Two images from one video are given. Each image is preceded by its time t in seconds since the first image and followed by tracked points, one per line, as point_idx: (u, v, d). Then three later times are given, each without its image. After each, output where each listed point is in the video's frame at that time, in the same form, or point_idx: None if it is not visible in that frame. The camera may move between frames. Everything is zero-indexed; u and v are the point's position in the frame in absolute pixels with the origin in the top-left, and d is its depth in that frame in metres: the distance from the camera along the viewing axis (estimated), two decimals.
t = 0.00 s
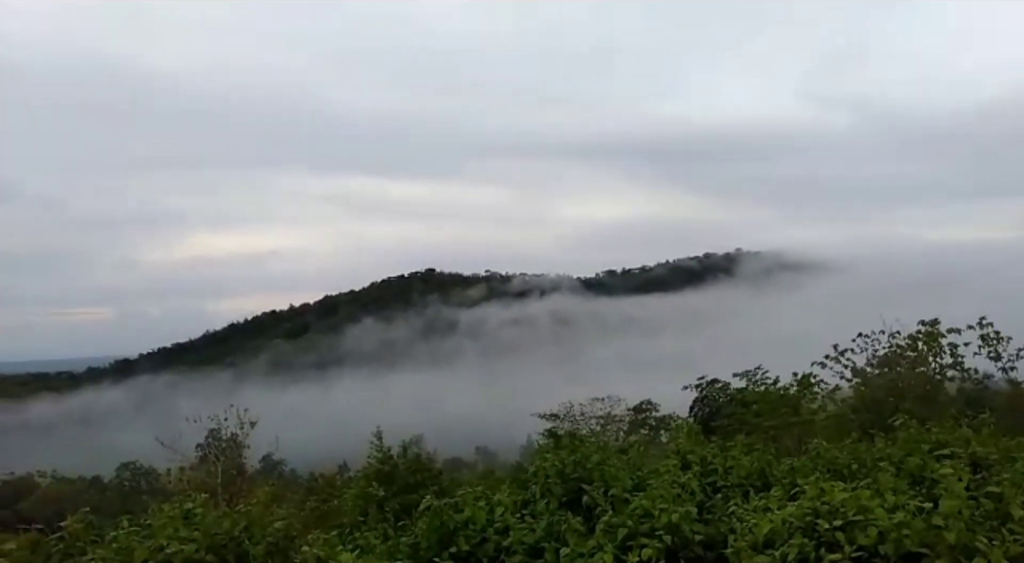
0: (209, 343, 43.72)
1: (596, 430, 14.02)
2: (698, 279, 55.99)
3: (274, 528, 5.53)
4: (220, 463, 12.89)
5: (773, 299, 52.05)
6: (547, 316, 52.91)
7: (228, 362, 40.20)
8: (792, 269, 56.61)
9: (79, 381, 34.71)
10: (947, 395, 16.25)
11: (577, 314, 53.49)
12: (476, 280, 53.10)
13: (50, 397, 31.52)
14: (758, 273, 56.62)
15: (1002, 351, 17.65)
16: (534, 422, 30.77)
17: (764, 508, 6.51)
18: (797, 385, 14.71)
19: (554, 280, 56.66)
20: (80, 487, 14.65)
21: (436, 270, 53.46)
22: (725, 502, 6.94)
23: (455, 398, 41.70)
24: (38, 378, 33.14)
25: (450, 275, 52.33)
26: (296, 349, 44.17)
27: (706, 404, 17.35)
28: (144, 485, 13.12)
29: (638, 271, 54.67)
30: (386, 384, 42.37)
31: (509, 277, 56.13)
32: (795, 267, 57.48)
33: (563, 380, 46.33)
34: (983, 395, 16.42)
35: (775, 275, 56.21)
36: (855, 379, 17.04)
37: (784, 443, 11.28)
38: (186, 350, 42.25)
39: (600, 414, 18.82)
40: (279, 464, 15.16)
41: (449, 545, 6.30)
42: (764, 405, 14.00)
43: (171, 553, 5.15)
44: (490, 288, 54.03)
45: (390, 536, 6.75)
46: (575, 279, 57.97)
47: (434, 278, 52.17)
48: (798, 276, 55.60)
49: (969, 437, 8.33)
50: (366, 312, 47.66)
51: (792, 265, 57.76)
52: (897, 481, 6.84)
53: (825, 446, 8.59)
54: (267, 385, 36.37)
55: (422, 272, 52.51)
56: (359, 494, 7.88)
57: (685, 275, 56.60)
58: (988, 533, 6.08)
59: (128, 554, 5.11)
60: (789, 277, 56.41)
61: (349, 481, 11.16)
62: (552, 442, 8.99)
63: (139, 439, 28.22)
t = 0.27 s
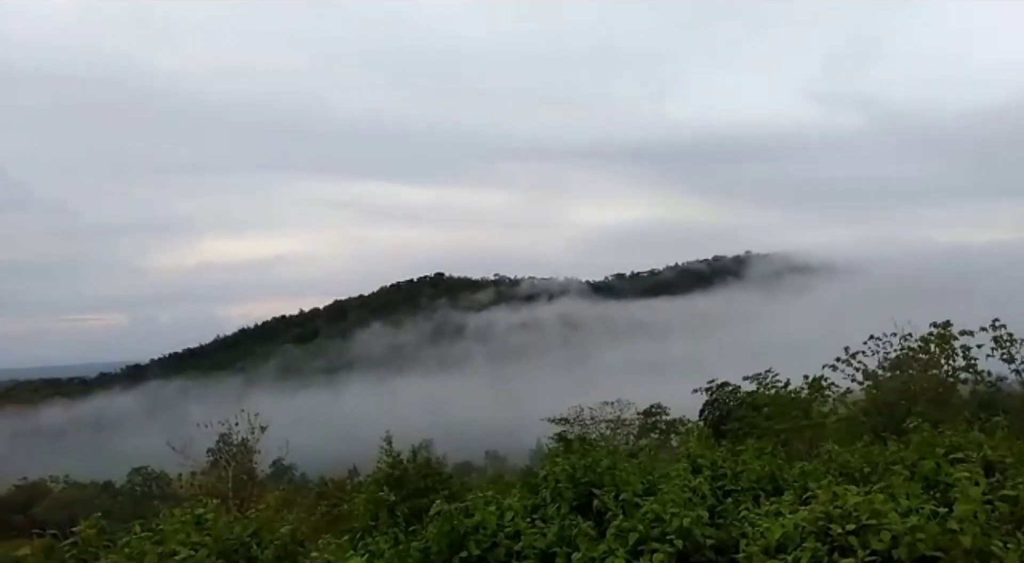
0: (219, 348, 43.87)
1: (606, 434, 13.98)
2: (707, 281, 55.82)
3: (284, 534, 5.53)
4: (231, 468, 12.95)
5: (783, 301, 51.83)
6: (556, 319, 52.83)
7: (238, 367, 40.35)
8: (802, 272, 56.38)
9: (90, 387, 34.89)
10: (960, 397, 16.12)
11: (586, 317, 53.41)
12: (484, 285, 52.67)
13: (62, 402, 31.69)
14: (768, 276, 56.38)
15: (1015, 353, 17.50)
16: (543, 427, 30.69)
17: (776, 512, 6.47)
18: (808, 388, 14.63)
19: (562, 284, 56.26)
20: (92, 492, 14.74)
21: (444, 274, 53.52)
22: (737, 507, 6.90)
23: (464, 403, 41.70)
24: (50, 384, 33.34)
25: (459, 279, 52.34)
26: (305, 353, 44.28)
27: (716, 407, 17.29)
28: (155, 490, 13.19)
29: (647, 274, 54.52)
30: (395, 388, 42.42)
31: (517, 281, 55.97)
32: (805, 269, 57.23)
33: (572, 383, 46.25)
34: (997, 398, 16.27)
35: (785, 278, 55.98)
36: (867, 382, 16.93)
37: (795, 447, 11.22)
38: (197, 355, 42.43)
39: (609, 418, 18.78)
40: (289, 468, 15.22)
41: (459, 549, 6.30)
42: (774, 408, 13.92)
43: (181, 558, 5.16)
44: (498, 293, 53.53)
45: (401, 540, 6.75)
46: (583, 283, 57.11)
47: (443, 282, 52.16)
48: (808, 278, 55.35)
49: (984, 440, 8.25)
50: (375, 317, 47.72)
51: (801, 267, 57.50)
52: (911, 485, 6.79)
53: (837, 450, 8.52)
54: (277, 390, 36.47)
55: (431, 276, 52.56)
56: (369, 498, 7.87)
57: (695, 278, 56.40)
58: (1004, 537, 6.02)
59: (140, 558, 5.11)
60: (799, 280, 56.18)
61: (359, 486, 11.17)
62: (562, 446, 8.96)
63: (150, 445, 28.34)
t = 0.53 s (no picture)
0: (234, 347, 44.18)
1: (619, 434, 13.95)
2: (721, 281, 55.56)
3: (302, 531, 5.58)
4: (246, 467, 13.02)
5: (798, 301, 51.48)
6: (569, 319, 52.76)
7: (253, 366, 40.62)
8: (817, 271, 56.01)
9: (108, 386, 35.26)
10: (979, 398, 15.95)
11: (599, 317, 53.33)
12: (498, 284, 52.78)
13: (80, 401, 32.05)
14: (783, 275, 56.02)
15: None
16: (557, 426, 30.66)
17: (792, 513, 6.44)
18: (824, 389, 14.52)
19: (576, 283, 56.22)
20: (109, 490, 14.87)
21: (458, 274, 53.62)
22: (752, 507, 6.87)
23: (477, 402, 41.78)
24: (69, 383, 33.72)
25: (472, 279, 52.40)
26: (320, 353, 44.50)
27: (730, 408, 17.21)
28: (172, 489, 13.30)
29: (661, 274, 54.32)
30: (408, 387, 42.55)
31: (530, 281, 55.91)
32: (821, 268, 56.81)
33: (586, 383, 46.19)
34: (1017, 399, 16.08)
35: (800, 277, 55.61)
36: (884, 382, 16.79)
37: (811, 448, 11.16)
38: (212, 355, 42.74)
39: (623, 418, 18.73)
40: (304, 467, 15.30)
41: (474, 548, 6.31)
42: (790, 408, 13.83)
43: (200, 555, 5.21)
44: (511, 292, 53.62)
45: (416, 539, 6.78)
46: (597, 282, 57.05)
47: (456, 282, 52.22)
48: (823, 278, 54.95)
49: (1003, 441, 8.16)
50: (388, 317, 47.87)
51: (817, 267, 57.10)
52: (929, 486, 6.74)
53: (853, 450, 8.47)
54: (291, 389, 36.68)
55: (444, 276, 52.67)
56: (384, 496, 7.90)
57: (708, 277, 56.11)
58: None
59: (160, 555, 5.17)
60: (815, 279, 55.81)
61: (374, 485, 11.21)
62: (576, 446, 8.95)
63: (166, 444, 28.59)
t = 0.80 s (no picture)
0: (246, 347, 44.40)
1: (630, 434, 13.93)
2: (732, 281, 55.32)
3: (315, 530, 5.62)
4: (259, 465, 13.04)
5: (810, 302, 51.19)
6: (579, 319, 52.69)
7: (264, 366, 40.81)
8: (829, 272, 55.71)
9: (121, 385, 35.54)
10: (993, 400, 15.81)
11: (609, 317, 53.25)
12: (508, 284, 52.85)
13: (93, 400, 32.31)
14: (794, 275, 55.72)
15: None
16: (567, 427, 30.62)
17: (804, 514, 6.41)
18: (836, 389, 14.43)
19: (585, 284, 55.90)
20: (122, 489, 14.93)
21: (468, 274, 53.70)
22: (763, 508, 6.84)
23: (487, 402, 41.83)
24: (83, 382, 34.00)
25: (482, 279, 52.42)
26: (331, 353, 44.66)
27: (742, 408, 17.14)
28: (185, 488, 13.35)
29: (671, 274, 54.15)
30: (418, 387, 42.66)
31: (540, 281, 55.92)
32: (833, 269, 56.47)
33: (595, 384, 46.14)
34: None
35: (811, 278, 55.30)
36: (897, 383, 16.68)
37: (822, 448, 11.10)
38: (224, 354, 42.98)
39: (634, 418, 18.70)
40: (315, 466, 15.34)
41: (485, 548, 6.32)
42: (802, 409, 13.76)
43: (215, 552, 5.25)
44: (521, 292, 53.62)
45: (427, 538, 6.79)
46: (607, 284, 56.55)
47: (467, 282, 52.27)
48: (835, 278, 54.61)
49: (1019, 443, 8.07)
50: (398, 317, 47.97)
51: (828, 268, 56.74)
52: (943, 488, 6.68)
53: (866, 451, 8.41)
54: (302, 389, 36.84)
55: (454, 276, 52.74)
56: (395, 495, 7.91)
57: (719, 278, 55.88)
58: None
59: (175, 553, 5.21)
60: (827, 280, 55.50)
61: (385, 484, 11.25)
62: (587, 446, 8.94)
63: (178, 444, 28.78)
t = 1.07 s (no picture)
0: (254, 348, 44.57)
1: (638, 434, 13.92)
2: (739, 281, 55.16)
3: (326, 530, 5.61)
4: (268, 466, 13.08)
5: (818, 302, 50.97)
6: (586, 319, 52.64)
7: (272, 366, 40.95)
8: (837, 271, 55.50)
9: (131, 386, 35.74)
10: (1004, 399, 15.69)
11: (616, 317, 53.20)
12: (515, 284, 52.89)
13: (103, 400, 32.49)
14: (802, 275, 55.50)
15: None
16: (575, 427, 30.64)
17: (814, 514, 6.38)
18: (845, 389, 14.37)
19: (593, 283, 55.93)
20: (132, 489, 15.01)
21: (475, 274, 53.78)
22: (773, 508, 6.81)
23: (495, 403, 41.88)
24: (92, 383, 34.20)
25: (489, 279, 52.45)
26: (338, 354, 44.77)
27: (750, 408, 17.10)
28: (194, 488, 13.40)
29: (678, 274, 54.06)
30: (426, 387, 42.73)
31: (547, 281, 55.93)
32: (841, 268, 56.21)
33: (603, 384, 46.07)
34: None
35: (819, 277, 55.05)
36: (906, 382, 16.60)
37: (832, 448, 11.05)
38: (233, 355, 43.18)
39: (642, 418, 18.67)
40: (324, 467, 15.39)
41: (493, 548, 6.32)
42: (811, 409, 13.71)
43: (227, 552, 5.27)
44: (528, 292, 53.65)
45: (436, 539, 6.79)
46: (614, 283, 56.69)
47: (474, 282, 52.34)
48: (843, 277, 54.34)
49: None
50: (406, 317, 48.04)
51: (837, 267, 56.48)
52: (954, 488, 6.65)
53: (876, 451, 8.36)
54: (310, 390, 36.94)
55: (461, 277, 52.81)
56: (403, 495, 7.92)
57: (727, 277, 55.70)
58: None
59: (187, 552, 5.24)
60: (835, 279, 55.28)
61: (393, 484, 11.26)
62: (595, 446, 8.92)
63: (186, 444, 28.90)
